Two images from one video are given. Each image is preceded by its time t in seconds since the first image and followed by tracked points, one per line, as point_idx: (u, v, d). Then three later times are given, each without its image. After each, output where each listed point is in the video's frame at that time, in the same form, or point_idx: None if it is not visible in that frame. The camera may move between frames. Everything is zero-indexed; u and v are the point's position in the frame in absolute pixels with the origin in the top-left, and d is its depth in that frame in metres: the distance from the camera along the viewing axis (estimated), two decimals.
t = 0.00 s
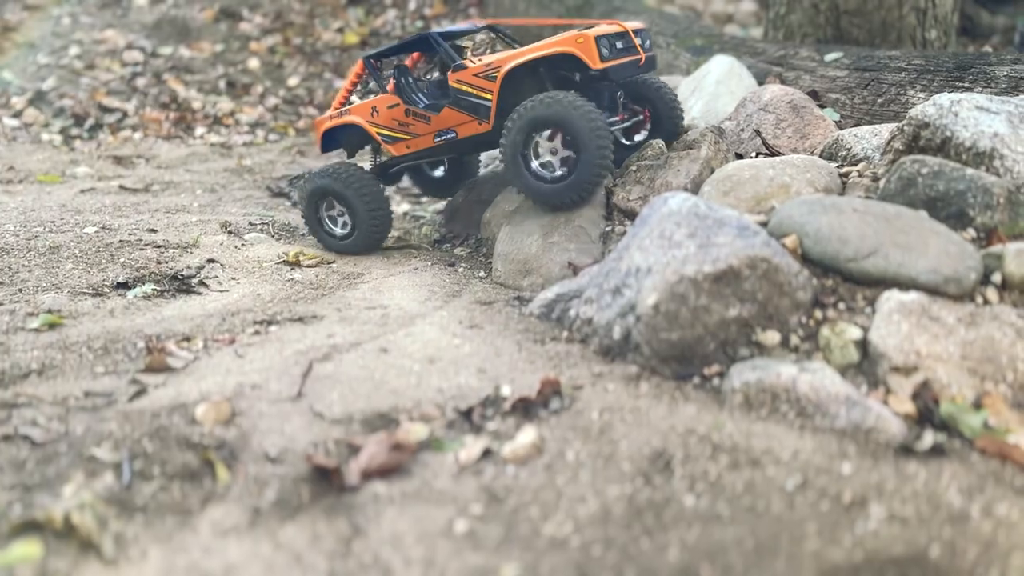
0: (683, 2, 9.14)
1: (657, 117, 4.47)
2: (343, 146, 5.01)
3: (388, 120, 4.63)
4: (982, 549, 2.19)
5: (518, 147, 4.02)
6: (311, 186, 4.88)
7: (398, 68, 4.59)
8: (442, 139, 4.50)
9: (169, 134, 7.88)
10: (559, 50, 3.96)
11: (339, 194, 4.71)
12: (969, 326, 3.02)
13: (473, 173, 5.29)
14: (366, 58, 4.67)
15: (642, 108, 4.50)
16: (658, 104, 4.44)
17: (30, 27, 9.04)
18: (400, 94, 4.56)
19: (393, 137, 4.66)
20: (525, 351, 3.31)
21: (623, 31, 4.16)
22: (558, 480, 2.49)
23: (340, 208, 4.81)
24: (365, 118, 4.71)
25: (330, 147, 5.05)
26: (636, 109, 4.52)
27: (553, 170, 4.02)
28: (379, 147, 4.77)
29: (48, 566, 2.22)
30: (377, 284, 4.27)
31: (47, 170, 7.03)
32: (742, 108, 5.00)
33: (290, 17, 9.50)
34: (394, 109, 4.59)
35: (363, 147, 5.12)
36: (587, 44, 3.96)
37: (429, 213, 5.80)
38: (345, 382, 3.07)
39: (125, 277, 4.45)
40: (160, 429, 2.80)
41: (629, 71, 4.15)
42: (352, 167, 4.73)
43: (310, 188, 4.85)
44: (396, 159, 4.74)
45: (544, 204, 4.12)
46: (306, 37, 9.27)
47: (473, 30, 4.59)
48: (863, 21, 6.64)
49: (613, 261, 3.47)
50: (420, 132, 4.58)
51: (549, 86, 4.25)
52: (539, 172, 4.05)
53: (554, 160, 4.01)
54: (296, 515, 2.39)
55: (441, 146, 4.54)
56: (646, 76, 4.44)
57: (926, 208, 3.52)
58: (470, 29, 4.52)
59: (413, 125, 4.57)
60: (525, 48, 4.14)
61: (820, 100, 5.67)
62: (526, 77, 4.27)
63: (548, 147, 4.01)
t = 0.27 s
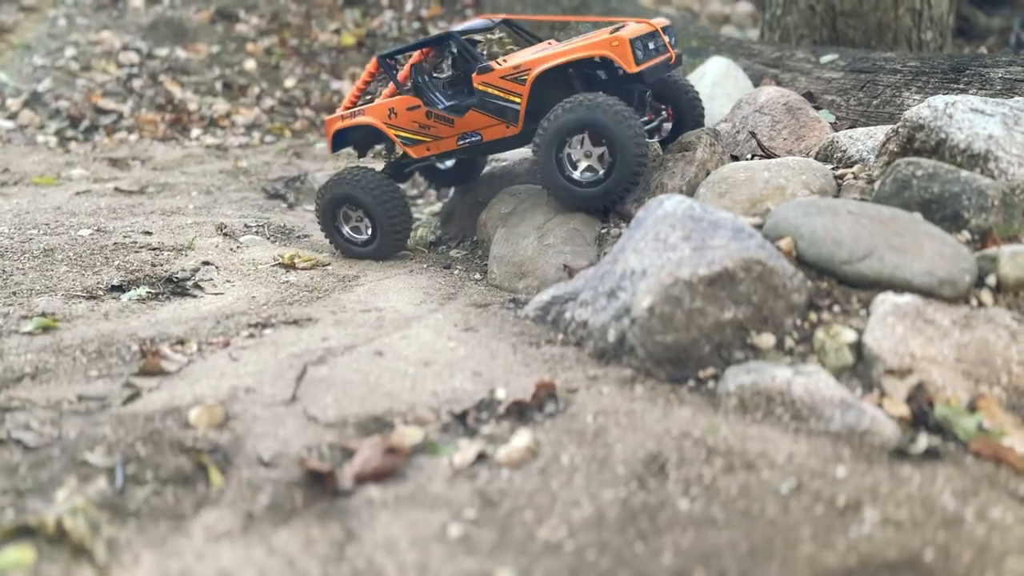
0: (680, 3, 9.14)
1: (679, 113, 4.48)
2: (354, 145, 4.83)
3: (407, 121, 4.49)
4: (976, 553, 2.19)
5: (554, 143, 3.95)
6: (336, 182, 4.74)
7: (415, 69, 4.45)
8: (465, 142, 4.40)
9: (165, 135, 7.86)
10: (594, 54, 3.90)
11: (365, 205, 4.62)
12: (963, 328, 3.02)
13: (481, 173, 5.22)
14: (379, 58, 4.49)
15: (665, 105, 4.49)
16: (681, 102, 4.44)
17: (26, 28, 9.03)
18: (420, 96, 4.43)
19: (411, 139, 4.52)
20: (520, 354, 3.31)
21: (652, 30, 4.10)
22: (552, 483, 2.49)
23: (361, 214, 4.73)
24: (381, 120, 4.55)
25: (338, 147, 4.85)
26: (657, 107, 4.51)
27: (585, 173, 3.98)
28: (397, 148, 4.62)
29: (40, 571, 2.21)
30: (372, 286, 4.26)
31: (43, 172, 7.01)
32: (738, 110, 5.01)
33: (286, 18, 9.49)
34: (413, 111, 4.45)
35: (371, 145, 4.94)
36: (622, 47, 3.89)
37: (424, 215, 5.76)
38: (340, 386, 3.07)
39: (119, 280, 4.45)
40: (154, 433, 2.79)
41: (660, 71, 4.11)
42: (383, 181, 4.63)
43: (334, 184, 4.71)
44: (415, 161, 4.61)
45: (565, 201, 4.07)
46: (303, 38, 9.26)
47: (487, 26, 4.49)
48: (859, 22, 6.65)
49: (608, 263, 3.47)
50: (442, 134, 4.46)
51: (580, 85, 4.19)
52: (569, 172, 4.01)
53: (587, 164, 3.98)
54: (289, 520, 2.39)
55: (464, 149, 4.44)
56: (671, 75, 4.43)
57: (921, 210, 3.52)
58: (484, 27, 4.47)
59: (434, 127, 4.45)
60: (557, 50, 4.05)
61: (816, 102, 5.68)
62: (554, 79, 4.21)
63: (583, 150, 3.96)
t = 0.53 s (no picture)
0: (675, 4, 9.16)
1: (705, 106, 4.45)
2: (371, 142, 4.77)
3: (431, 122, 4.42)
4: (968, 549, 2.20)
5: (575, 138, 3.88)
6: (366, 177, 4.64)
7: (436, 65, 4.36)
8: (491, 142, 4.32)
9: (161, 135, 7.85)
10: (627, 50, 3.77)
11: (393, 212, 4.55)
12: (957, 327, 3.03)
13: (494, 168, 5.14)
14: (399, 56, 4.41)
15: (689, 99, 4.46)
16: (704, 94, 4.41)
17: (21, 28, 9.02)
18: (442, 94, 4.33)
19: (433, 139, 4.45)
20: (515, 353, 3.32)
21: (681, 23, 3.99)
22: (547, 481, 2.49)
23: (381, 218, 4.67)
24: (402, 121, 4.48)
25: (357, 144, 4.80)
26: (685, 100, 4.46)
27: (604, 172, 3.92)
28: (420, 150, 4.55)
29: (35, 570, 2.21)
30: (368, 286, 4.27)
31: (38, 172, 7.00)
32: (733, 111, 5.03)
33: (282, 18, 9.50)
34: (436, 111, 4.37)
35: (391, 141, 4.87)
36: (656, 44, 3.77)
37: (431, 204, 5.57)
38: (335, 385, 3.07)
39: (115, 280, 4.45)
40: (149, 432, 2.79)
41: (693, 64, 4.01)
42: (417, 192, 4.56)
43: (366, 180, 4.62)
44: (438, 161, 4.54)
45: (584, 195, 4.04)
46: (298, 38, 9.27)
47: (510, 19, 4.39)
48: (853, 23, 6.66)
49: (603, 263, 3.47)
50: (467, 134, 4.37)
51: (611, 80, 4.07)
52: (588, 169, 3.95)
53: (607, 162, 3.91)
54: (284, 518, 2.39)
55: (489, 148, 4.36)
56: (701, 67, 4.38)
57: (915, 209, 3.53)
58: (507, 19, 4.28)
59: (458, 127, 4.37)
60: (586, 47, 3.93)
61: (810, 102, 5.70)
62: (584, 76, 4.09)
63: (605, 149, 3.89)
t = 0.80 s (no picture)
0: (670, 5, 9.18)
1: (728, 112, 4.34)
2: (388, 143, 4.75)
3: (451, 125, 4.37)
4: (963, 547, 2.21)
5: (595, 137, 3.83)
6: (411, 182, 4.51)
7: (454, 67, 4.30)
8: (513, 145, 4.27)
9: (156, 135, 7.83)
10: (654, 54, 3.67)
11: (422, 228, 4.49)
12: (951, 326, 3.04)
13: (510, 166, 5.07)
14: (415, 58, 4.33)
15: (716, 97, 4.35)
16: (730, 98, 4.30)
17: (16, 28, 9.00)
18: (461, 98, 4.27)
19: (454, 143, 4.42)
20: (511, 353, 3.32)
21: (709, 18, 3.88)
22: (544, 480, 2.49)
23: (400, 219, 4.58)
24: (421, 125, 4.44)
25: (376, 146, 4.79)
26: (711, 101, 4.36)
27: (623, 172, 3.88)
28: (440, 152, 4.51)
29: (30, 570, 2.21)
30: (364, 286, 4.27)
31: (32, 172, 6.98)
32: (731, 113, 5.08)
33: (277, 19, 9.50)
34: (456, 115, 4.31)
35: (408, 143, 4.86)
36: (684, 46, 3.67)
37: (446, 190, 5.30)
38: (331, 384, 3.07)
39: (109, 280, 4.44)
40: (144, 432, 2.78)
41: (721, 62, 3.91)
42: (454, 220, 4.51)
43: (409, 184, 4.49)
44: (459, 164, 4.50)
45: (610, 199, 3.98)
46: (294, 38, 9.27)
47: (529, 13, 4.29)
48: (848, 23, 6.67)
49: (599, 263, 3.47)
50: (488, 137, 4.32)
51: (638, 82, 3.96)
52: (607, 166, 3.91)
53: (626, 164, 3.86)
54: (280, 518, 2.39)
55: (511, 151, 4.31)
56: (729, 64, 4.25)
57: (910, 209, 3.54)
58: (522, 15, 4.18)
59: (479, 130, 4.31)
60: (610, 49, 3.82)
61: (806, 102, 5.70)
62: (609, 78, 3.97)
63: (626, 149, 3.83)
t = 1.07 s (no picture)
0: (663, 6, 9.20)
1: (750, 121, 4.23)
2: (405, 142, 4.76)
3: (465, 128, 4.35)
4: (953, 543, 2.22)
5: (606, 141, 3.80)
6: (428, 183, 4.44)
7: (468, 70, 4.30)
8: (527, 149, 4.24)
9: (148, 135, 7.81)
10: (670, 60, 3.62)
11: (433, 233, 4.41)
12: (942, 324, 3.06)
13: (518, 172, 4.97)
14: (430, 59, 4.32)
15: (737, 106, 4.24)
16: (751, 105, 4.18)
17: (8, 28, 8.97)
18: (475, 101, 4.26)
19: (468, 146, 4.40)
20: (505, 351, 3.32)
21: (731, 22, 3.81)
22: (536, 479, 2.50)
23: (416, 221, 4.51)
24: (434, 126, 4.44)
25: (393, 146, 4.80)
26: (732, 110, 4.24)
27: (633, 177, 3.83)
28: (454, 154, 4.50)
29: (23, 570, 2.20)
30: (357, 285, 4.27)
31: (24, 172, 6.96)
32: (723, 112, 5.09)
33: (271, 18, 9.50)
34: (470, 118, 4.30)
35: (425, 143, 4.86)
36: (701, 53, 3.61)
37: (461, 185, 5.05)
38: (324, 383, 3.07)
39: (102, 279, 4.43)
40: (137, 431, 2.78)
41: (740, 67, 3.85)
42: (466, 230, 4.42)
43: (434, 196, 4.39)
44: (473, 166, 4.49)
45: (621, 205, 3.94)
46: (287, 37, 9.26)
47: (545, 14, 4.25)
48: (841, 23, 6.69)
49: (592, 262, 3.47)
50: (501, 141, 4.31)
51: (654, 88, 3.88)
52: (618, 172, 3.88)
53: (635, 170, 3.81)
54: (273, 516, 2.39)
55: (526, 156, 4.28)
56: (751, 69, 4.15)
57: (901, 208, 3.56)
58: (541, 13, 4.22)
59: (493, 135, 4.30)
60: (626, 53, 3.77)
61: (799, 101, 5.69)
62: (624, 84, 3.91)
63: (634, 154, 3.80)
